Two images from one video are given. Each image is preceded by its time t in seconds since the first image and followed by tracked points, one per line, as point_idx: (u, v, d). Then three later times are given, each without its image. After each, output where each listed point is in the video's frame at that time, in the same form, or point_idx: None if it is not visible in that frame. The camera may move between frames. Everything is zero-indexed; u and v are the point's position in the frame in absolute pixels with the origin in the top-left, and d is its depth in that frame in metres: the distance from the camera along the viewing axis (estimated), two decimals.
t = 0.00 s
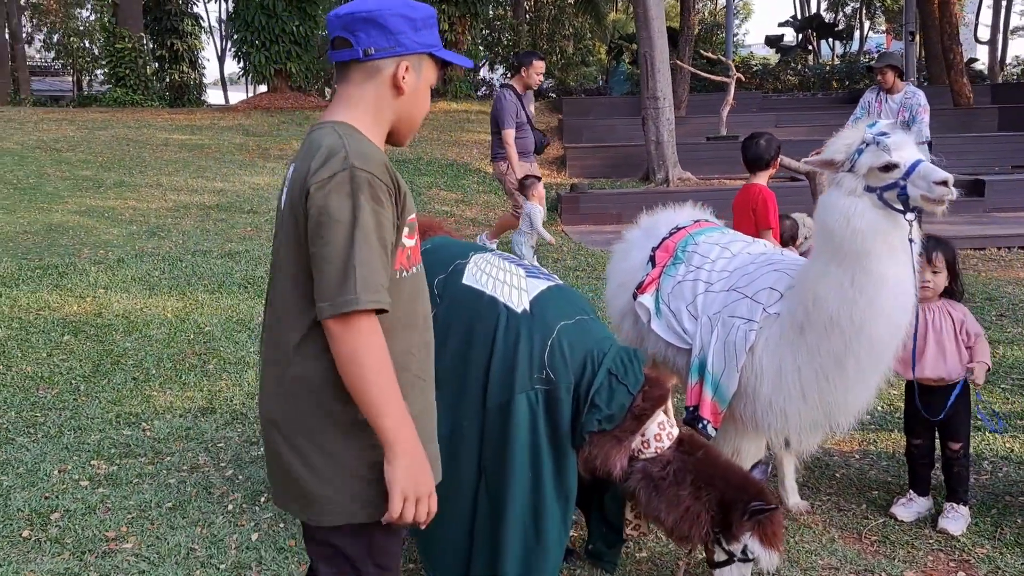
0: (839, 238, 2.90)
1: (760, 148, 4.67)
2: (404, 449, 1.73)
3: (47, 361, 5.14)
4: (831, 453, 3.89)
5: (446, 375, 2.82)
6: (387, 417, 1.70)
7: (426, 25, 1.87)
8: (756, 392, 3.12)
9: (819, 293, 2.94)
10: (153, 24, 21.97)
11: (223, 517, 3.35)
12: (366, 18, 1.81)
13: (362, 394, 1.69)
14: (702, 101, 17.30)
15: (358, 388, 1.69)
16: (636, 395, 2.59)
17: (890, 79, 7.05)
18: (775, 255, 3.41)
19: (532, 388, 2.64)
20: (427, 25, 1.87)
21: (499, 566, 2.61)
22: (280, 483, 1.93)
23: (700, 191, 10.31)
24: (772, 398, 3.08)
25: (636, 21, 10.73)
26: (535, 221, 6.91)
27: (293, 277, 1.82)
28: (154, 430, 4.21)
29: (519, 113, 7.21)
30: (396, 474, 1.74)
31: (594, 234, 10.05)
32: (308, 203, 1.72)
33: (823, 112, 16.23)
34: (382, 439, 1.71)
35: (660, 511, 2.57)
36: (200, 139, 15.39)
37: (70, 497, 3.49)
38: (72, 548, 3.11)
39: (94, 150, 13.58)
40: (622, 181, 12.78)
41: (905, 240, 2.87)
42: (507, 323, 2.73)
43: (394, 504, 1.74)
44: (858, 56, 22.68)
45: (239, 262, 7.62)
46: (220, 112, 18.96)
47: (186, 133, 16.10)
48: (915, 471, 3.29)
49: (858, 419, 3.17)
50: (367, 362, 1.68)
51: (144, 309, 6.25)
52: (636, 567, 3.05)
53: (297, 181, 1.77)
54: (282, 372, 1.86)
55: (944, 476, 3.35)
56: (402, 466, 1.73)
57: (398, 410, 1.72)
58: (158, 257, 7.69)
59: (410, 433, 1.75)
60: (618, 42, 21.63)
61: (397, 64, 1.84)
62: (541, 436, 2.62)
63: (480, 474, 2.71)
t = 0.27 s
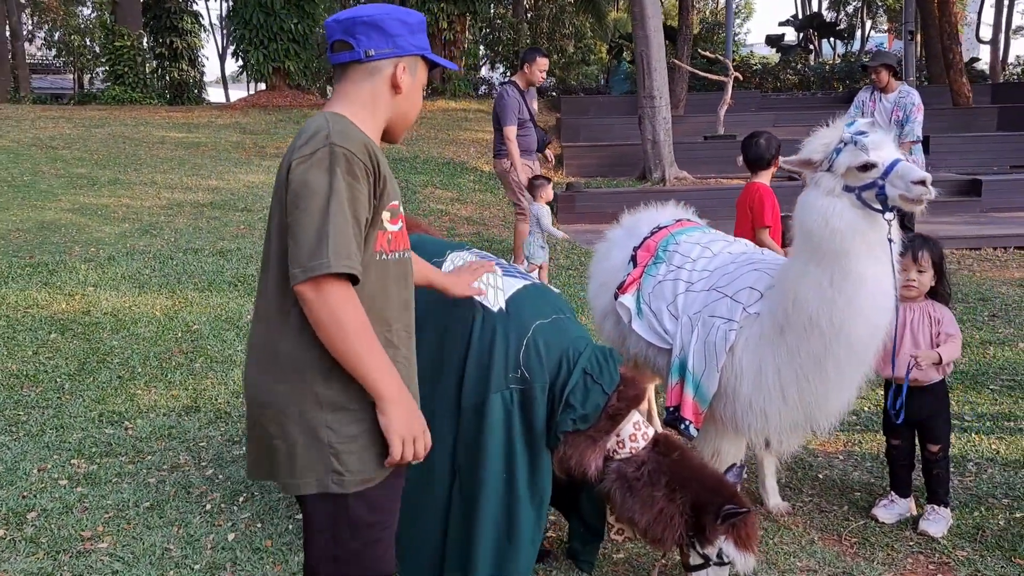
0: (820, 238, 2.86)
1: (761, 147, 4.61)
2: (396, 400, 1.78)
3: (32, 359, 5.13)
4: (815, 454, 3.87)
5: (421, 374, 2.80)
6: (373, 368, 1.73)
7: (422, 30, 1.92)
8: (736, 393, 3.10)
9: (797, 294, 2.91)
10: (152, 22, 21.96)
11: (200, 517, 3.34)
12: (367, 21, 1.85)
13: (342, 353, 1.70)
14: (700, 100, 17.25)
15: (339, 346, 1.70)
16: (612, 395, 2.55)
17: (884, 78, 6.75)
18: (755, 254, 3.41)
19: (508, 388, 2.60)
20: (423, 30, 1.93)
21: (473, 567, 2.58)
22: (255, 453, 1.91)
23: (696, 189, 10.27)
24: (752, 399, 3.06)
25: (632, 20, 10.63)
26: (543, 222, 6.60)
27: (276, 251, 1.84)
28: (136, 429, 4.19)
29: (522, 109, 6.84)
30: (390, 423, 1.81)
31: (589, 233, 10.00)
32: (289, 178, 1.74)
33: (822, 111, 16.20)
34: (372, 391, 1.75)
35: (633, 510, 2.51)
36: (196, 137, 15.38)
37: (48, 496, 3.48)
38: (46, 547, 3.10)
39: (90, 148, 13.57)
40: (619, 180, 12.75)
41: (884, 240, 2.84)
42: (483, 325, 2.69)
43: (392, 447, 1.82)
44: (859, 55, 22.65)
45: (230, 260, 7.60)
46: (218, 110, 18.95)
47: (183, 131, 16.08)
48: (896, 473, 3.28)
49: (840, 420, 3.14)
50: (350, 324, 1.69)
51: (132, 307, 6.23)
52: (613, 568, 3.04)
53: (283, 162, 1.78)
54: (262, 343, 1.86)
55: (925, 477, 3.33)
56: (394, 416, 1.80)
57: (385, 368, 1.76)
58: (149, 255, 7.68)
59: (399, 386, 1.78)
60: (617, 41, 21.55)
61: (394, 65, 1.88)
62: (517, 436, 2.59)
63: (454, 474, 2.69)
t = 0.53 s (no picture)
0: (812, 240, 2.84)
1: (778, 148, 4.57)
2: (369, 394, 1.69)
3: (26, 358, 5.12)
4: (807, 454, 3.87)
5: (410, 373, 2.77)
6: (350, 365, 1.67)
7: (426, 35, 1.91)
8: (727, 394, 3.09)
9: (790, 296, 2.90)
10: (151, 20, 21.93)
11: (190, 517, 3.33)
12: (373, 27, 1.84)
13: (326, 342, 1.66)
14: (699, 100, 17.23)
15: (322, 334, 1.66)
16: (603, 396, 2.53)
17: (880, 78, 6.74)
18: (746, 256, 3.41)
19: (498, 389, 2.55)
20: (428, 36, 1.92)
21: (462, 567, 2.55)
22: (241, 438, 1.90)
23: (694, 188, 10.26)
24: (743, 401, 3.05)
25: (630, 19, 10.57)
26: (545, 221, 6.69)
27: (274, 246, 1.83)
28: (128, 429, 4.18)
29: (523, 107, 6.79)
30: (360, 421, 1.70)
31: (586, 232, 9.99)
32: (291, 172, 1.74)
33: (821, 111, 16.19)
34: (347, 385, 1.68)
35: (622, 510, 2.51)
36: (194, 135, 15.37)
37: (38, 496, 3.47)
38: (35, 547, 3.10)
39: (88, 146, 13.57)
40: (617, 180, 12.74)
41: (877, 242, 2.83)
42: (473, 329, 2.59)
43: (361, 452, 1.71)
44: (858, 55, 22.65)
45: (226, 258, 7.59)
46: (217, 108, 18.94)
47: (181, 129, 16.07)
48: (885, 474, 3.28)
49: (830, 421, 3.14)
50: (338, 313, 1.66)
51: (127, 306, 6.23)
52: (602, 569, 3.03)
53: (286, 158, 1.77)
54: (257, 330, 1.86)
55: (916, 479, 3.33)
56: (366, 413, 1.70)
57: (365, 365, 1.69)
58: (145, 254, 7.67)
59: (377, 383, 1.72)
60: (617, 40, 21.53)
61: (398, 70, 1.87)
62: (507, 438, 2.55)
63: (443, 475, 2.65)
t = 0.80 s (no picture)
0: (816, 241, 2.83)
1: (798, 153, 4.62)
2: (368, 389, 1.67)
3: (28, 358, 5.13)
4: (808, 455, 3.87)
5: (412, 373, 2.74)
6: (353, 361, 1.65)
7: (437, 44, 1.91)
8: (728, 395, 3.09)
9: (794, 297, 2.89)
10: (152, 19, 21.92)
11: (192, 518, 3.34)
12: (384, 34, 1.85)
13: (330, 336, 1.65)
14: (700, 100, 17.22)
15: (326, 328, 1.65)
16: (605, 399, 2.54)
17: (882, 79, 6.73)
18: (748, 257, 3.41)
19: (502, 390, 2.52)
20: (437, 45, 1.92)
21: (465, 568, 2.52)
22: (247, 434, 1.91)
23: (695, 188, 10.26)
24: (745, 403, 3.05)
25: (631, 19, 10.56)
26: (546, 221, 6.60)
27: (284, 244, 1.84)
28: (130, 429, 4.18)
29: (524, 107, 6.78)
30: (360, 416, 1.68)
31: (587, 232, 9.99)
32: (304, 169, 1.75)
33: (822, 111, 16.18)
34: (348, 379, 1.66)
35: (619, 510, 2.54)
36: (196, 135, 15.38)
37: (40, 496, 3.48)
38: (38, 547, 3.10)
39: (89, 146, 13.58)
40: (619, 180, 12.74)
41: (880, 244, 2.84)
42: (477, 329, 2.57)
43: (358, 445, 1.68)
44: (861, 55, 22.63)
45: (227, 258, 7.60)
46: (218, 108, 18.95)
47: (182, 129, 16.07)
48: (887, 475, 3.28)
49: (830, 423, 3.14)
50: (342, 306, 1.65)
51: (129, 306, 6.23)
52: (605, 570, 3.03)
53: (299, 156, 1.79)
54: (267, 326, 1.87)
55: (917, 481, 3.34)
56: (365, 407, 1.68)
57: (367, 361, 1.67)
58: (146, 254, 7.68)
59: (377, 377, 1.69)
60: (618, 40, 21.52)
61: (409, 76, 1.87)
62: (512, 439, 2.52)
63: (447, 476, 2.63)
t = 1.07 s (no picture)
0: (819, 240, 2.82)
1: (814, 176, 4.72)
2: (388, 381, 1.69)
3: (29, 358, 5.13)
4: (811, 455, 3.87)
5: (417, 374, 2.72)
6: (370, 357, 1.67)
7: (438, 44, 1.91)
8: (732, 394, 3.08)
9: (798, 296, 2.88)
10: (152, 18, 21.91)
11: (195, 517, 3.33)
12: (385, 35, 1.86)
13: (346, 334, 1.66)
14: (701, 99, 17.20)
15: (340, 326, 1.66)
16: (614, 393, 2.53)
17: (883, 78, 6.72)
18: (750, 256, 3.40)
19: (509, 389, 2.49)
20: (439, 45, 1.91)
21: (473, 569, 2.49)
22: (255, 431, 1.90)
23: (696, 187, 10.26)
24: (749, 402, 3.04)
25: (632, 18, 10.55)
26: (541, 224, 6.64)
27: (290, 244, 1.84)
28: (132, 429, 4.18)
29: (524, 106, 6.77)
30: (381, 409, 1.70)
31: (589, 231, 9.98)
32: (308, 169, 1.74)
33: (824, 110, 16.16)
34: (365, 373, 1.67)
35: (629, 504, 2.51)
36: (196, 134, 15.37)
37: (42, 496, 3.48)
38: (40, 547, 3.10)
39: (89, 145, 13.57)
40: (620, 179, 12.72)
41: (885, 242, 2.83)
42: (483, 328, 2.56)
43: (382, 436, 1.71)
44: (862, 54, 22.59)
45: (228, 258, 7.59)
46: (219, 107, 18.95)
47: (183, 128, 16.07)
48: (891, 474, 3.28)
49: (833, 422, 3.13)
50: (353, 303, 1.66)
51: (130, 306, 6.23)
52: (608, 570, 3.02)
53: (303, 155, 1.78)
54: (275, 325, 1.87)
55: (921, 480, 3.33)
56: (386, 402, 1.69)
57: (384, 356, 1.69)
58: (147, 253, 7.68)
59: (393, 372, 1.71)
60: (619, 39, 21.48)
61: (410, 75, 1.86)
62: (522, 438, 2.49)
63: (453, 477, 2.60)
